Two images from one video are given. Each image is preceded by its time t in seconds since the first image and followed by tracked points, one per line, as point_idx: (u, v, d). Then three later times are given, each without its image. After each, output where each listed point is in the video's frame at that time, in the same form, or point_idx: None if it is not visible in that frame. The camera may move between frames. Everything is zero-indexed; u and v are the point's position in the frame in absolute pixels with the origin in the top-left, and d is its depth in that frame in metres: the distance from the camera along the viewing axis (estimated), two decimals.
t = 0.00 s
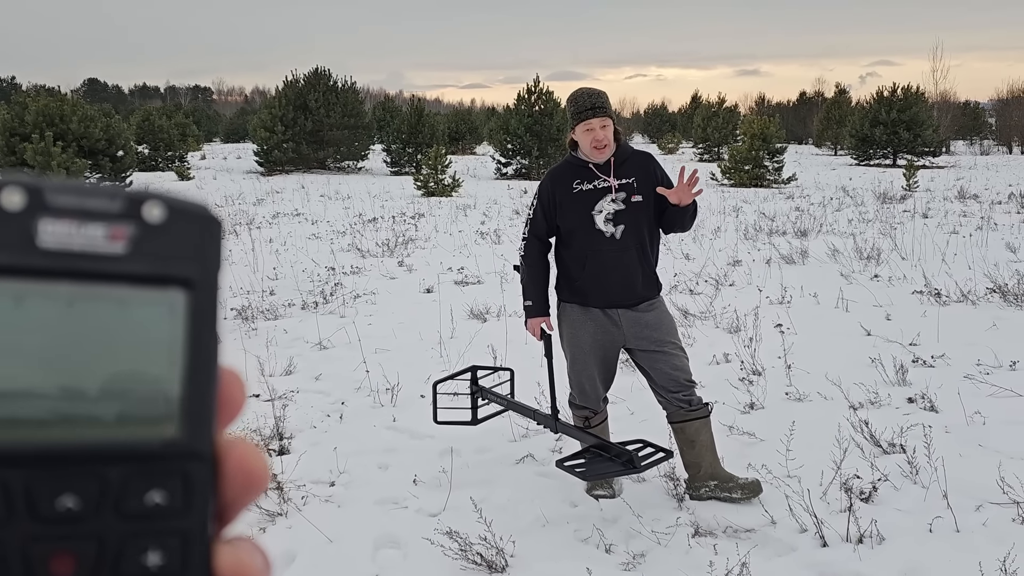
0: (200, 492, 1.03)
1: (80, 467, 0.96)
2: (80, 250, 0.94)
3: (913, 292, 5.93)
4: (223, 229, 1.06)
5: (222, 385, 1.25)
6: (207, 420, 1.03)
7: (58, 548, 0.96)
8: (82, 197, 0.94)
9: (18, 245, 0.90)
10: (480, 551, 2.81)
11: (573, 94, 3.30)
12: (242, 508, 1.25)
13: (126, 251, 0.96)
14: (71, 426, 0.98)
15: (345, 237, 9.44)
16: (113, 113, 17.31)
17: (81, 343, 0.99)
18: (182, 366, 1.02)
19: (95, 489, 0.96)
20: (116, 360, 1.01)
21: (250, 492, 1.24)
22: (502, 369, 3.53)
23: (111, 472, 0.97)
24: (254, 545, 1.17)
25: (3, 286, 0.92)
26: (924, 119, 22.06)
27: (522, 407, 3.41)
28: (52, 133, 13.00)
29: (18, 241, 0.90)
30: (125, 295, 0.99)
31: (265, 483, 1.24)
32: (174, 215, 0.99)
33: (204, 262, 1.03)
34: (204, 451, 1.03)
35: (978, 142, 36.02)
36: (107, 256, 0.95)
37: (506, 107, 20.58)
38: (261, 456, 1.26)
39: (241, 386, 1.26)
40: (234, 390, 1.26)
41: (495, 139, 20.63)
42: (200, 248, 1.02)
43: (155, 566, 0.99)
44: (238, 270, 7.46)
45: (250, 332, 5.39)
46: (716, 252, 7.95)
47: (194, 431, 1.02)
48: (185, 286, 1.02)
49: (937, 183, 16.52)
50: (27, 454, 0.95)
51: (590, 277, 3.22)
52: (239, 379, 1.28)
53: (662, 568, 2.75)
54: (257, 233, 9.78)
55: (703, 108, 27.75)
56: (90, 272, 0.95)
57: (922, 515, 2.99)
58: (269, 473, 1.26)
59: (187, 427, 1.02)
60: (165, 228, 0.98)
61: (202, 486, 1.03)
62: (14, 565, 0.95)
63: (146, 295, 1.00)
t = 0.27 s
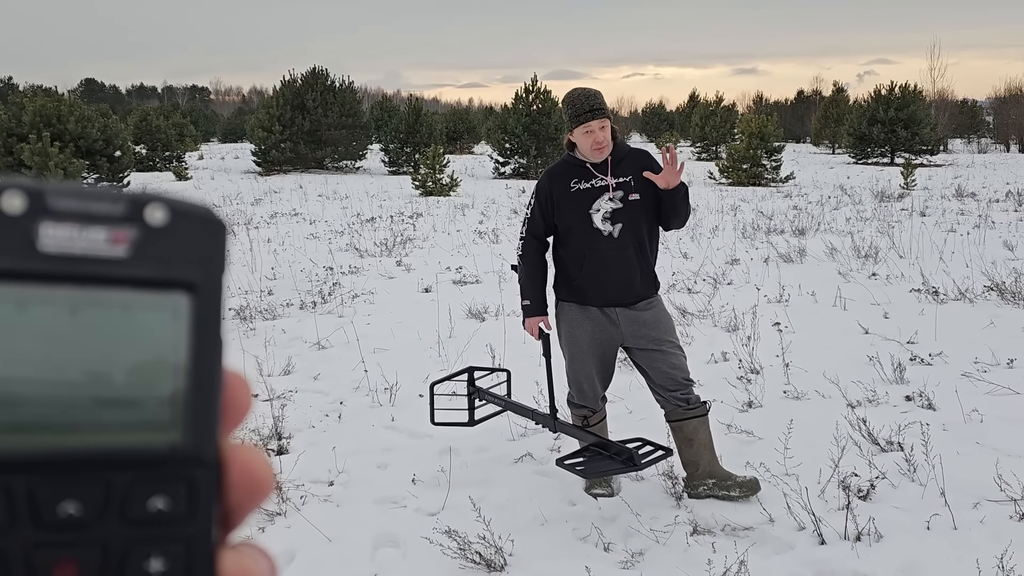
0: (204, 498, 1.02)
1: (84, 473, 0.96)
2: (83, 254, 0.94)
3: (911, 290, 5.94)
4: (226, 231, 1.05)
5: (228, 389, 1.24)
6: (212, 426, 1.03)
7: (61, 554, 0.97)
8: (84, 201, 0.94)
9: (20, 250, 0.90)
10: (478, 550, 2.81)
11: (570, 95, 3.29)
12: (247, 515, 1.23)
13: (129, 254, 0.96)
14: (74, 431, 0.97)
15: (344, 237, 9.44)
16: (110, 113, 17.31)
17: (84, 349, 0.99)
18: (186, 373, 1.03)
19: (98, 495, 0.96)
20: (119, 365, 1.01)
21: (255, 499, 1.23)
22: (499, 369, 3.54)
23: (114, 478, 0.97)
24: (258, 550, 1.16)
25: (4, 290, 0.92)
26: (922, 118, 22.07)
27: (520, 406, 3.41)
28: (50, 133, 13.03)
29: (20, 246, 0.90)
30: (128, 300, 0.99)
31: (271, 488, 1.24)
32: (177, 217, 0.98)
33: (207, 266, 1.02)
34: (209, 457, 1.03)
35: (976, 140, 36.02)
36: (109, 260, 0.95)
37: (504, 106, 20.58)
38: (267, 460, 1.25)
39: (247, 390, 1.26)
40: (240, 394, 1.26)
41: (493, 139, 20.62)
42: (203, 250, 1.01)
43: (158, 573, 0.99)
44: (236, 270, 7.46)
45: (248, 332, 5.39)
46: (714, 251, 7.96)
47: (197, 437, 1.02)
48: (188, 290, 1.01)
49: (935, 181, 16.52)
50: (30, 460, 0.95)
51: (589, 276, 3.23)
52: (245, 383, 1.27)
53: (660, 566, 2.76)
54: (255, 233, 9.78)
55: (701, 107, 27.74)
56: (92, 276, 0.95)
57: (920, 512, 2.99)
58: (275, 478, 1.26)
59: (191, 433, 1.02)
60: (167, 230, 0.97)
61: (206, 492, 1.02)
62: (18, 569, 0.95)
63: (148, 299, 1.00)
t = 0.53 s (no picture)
0: (202, 499, 1.03)
1: (81, 475, 0.96)
2: (78, 255, 0.94)
3: (909, 289, 5.94)
4: (222, 232, 1.05)
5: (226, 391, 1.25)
6: (209, 427, 1.03)
7: (57, 557, 0.97)
8: (79, 202, 0.94)
9: (16, 252, 0.91)
10: (477, 549, 2.82)
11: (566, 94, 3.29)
12: (244, 516, 1.24)
13: (124, 255, 0.96)
14: (71, 433, 0.98)
15: (342, 237, 9.45)
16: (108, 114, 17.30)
17: (80, 350, 0.99)
18: (182, 373, 1.02)
19: (95, 497, 0.97)
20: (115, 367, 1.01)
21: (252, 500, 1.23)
22: (496, 371, 3.53)
23: (111, 479, 0.98)
24: (257, 552, 1.16)
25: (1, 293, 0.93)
26: (920, 116, 22.08)
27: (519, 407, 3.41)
28: (48, 134, 13.06)
29: (16, 248, 0.91)
30: (125, 302, 0.99)
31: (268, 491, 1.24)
32: (172, 217, 0.98)
33: (203, 267, 1.02)
34: (207, 459, 1.03)
35: (974, 138, 36.03)
36: (104, 261, 0.95)
37: (502, 105, 20.57)
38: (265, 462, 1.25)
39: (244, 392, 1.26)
40: (237, 396, 1.26)
41: (491, 138, 20.61)
42: (199, 251, 1.01)
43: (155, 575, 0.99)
44: (234, 271, 7.47)
45: (247, 333, 5.39)
46: (712, 250, 7.96)
47: (195, 439, 1.02)
48: (184, 290, 1.01)
49: (933, 179, 16.53)
50: (27, 463, 0.95)
51: (586, 276, 3.23)
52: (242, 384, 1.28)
53: (659, 565, 2.76)
54: (253, 233, 9.78)
55: (699, 106, 27.70)
56: (88, 277, 0.95)
57: (918, 511, 3.00)
58: (272, 480, 1.26)
59: (189, 435, 1.02)
60: (162, 231, 0.97)
61: (203, 493, 1.03)
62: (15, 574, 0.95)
63: (145, 300, 1.00)
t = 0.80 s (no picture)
0: (202, 503, 1.03)
1: (82, 480, 0.96)
2: (77, 261, 0.94)
3: (907, 287, 5.95)
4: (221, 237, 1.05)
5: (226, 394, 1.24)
6: (209, 431, 1.03)
7: (59, 561, 0.97)
8: (78, 208, 0.94)
9: (15, 258, 0.91)
10: (476, 549, 2.82)
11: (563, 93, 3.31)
12: (245, 518, 1.23)
13: (123, 261, 0.96)
14: (71, 437, 0.97)
15: (341, 237, 9.45)
16: (106, 114, 17.32)
17: (79, 355, 0.99)
18: (182, 378, 1.02)
19: (96, 502, 0.97)
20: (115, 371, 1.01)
21: (252, 503, 1.22)
22: (496, 371, 3.54)
23: (112, 484, 0.98)
24: (256, 555, 1.16)
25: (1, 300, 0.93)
26: (917, 114, 22.08)
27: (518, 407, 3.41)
28: (45, 134, 13.09)
29: (15, 255, 0.91)
30: (124, 306, 0.99)
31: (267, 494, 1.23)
32: (170, 223, 0.97)
33: (202, 271, 1.02)
34: (207, 463, 1.03)
35: (972, 136, 36.04)
36: (103, 267, 0.95)
37: (500, 105, 20.57)
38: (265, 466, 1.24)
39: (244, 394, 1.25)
40: (237, 399, 1.26)
41: (489, 138, 20.61)
42: (198, 257, 1.01)
43: None
44: (233, 271, 7.47)
45: (245, 333, 5.39)
46: (710, 249, 7.96)
47: (195, 443, 1.02)
48: (183, 295, 1.01)
49: (930, 177, 16.55)
50: (28, 468, 0.95)
51: (584, 275, 3.23)
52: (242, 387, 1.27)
53: (658, 564, 2.76)
54: (252, 233, 9.78)
55: (697, 105, 27.70)
56: (87, 283, 0.95)
57: (916, 509, 3.00)
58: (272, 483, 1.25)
59: (189, 439, 1.02)
60: (161, 236, 0.97)
61: (204, 497, 1.03)
62: None
63: (144, 305, 1.00)
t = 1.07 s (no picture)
0: (201, 506, 1.03)
1: (82, 483, 0.96)
2: (79, 269, 0.94)
3: (905, 285, 5.95)
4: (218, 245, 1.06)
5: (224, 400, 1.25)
6: (207, 435, 1.04)
7: (59, 565, 0.96)
8: (79, 216, 0.93)
9: (17, 265, 0.90)
10: (476, 548, 2.82)
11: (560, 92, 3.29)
12: (244, 525, 1.23)
13: (125, 269, 0.96)
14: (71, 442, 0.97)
15: (339, 237, 9.44)
16: (104, 114, 17.32)
17: (77, 359, 0.98)
18: (180, 383, 1.03)
19: (96, 505, 0.96)
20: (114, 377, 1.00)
21: (249, 508, 1.23)
22: (495, 371, 3.53)
23: (112, 487, 0.98)
24: (253, 561, 1.16)
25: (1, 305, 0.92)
26: (915, 112, 22.09)
27: (517, 406, 3.41)
28: (42, 134, 13.07)
29: (18, 262, 0.90)
30: (124, 313, 0.99)
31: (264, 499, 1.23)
32: (170, 233, 0.98)
33: (200, 279, 1.03)
34: (205, 467, 1.04)
35: (970, 134, 36.05)
36: (104, 274, 0.95)
37: (499, 104, 20.55)
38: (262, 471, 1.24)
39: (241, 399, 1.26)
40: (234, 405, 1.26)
41: (488, 137, 20.58)
42: (197, 265, 1.02)
43: None
44: (231, 271, 7.47)
45: (244, 334, 5.39)
46: (709, 247, 7.96)
47: (194, 446, 1.03)
48: (182, 302, 1.02)
49: (928, 176, 16.55)
50: (29, 472, 0.94)
51: (583, 273, 3.23)
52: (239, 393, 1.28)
53: (657, 563, 2.76)
54: (250, 233, 9.76)
55: (695, 103, 27.70)
56: (88, 290, 0.95)
57: (915, 506, 3.01)
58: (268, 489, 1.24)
59: (188, 443, 1.03)
60: (162, 245, 0.98)
61: (202, 500, 1.03)
62: None
63: (144, 312, 1.00)
